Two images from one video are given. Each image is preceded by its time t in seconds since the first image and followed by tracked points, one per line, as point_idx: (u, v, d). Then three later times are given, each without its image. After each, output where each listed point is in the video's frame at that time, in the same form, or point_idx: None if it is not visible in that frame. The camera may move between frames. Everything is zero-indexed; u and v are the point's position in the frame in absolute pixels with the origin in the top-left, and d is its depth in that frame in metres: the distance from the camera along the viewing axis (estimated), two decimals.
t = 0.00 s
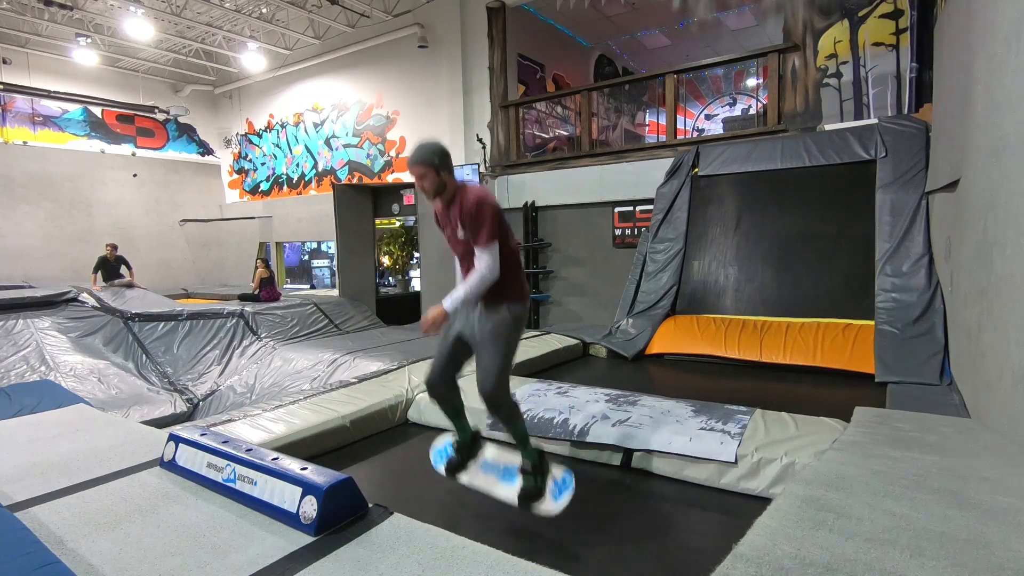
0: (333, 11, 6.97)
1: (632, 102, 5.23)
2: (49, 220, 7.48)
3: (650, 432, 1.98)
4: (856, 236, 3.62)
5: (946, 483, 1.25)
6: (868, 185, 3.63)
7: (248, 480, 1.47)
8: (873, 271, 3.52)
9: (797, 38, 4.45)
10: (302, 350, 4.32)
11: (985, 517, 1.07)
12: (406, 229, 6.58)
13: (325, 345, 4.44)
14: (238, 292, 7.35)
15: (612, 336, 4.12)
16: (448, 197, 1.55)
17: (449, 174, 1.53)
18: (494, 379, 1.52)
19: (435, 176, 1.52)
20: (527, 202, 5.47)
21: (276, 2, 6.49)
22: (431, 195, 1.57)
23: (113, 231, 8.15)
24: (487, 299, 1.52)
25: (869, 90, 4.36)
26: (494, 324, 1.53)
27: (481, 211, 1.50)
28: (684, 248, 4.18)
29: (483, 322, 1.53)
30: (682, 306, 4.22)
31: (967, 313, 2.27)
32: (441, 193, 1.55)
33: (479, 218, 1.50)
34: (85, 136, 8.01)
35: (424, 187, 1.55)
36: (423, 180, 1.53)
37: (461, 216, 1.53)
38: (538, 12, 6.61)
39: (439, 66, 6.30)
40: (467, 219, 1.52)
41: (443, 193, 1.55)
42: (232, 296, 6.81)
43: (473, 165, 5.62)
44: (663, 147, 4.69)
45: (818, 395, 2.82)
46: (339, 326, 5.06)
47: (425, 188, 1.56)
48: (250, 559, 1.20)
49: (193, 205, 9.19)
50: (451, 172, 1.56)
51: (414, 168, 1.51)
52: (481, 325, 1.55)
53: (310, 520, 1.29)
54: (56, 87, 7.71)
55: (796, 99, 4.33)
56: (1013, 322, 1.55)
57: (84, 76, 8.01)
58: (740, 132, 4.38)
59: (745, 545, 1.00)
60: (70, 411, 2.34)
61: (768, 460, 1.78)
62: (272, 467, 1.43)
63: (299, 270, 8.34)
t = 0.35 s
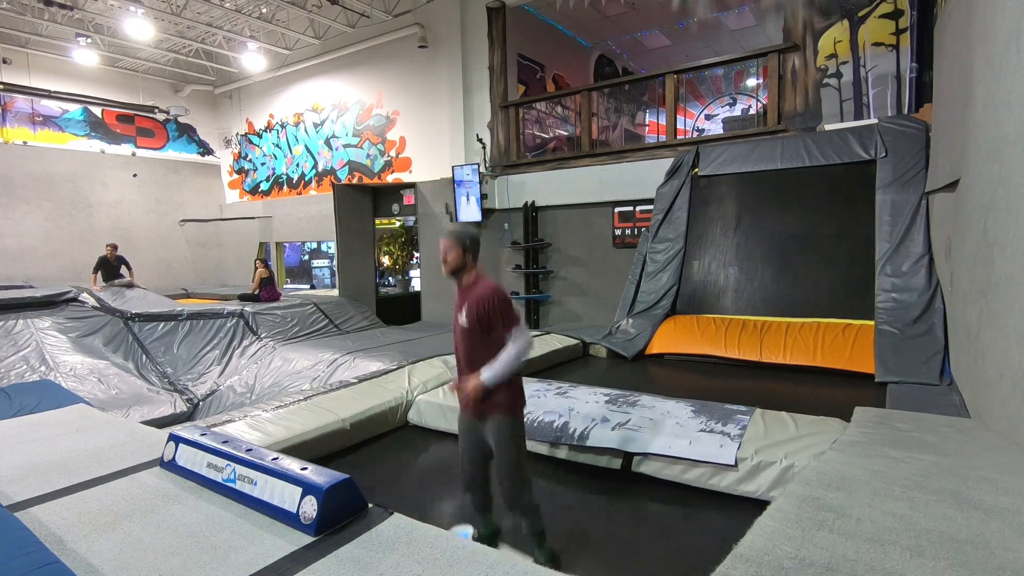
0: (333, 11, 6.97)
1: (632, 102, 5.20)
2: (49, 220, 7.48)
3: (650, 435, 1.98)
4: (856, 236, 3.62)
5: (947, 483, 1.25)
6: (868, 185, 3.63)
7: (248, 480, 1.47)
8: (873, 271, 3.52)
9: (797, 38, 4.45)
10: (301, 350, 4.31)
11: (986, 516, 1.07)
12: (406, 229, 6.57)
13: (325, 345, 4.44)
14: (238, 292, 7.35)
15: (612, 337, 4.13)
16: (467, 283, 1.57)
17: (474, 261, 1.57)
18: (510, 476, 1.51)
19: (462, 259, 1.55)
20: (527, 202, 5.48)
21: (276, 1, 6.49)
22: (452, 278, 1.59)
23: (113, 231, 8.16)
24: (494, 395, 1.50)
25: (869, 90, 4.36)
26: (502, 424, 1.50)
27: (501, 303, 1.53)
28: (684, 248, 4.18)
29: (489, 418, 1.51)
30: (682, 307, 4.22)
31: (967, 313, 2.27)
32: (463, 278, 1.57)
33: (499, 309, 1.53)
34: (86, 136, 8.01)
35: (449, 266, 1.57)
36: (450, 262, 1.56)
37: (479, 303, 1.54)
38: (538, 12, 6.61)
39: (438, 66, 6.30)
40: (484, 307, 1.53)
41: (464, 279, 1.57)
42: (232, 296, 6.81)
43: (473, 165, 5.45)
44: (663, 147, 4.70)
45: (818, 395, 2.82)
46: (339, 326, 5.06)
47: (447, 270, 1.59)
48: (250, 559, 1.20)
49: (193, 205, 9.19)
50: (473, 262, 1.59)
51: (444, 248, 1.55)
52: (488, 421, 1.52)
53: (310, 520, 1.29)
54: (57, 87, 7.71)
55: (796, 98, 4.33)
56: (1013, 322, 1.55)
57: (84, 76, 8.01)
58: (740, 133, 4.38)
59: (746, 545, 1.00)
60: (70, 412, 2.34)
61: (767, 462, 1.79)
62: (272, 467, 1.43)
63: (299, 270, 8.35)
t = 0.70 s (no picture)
0: (333, 11, 6.97)
1: (632, 102, 5.30)
2: (49, 220, 7.48)
3: (650, 432, 1.98)
4: (855, 236, 3.62)
5: (947, 484, 1.25)
6: (868, 185, 3.63)
7: (248, 480, 1.47)
8: (873, 271, 3.52)
9: (797, 38, 4.45)
10: (301, 350, 4.31)
11: (985, 517, 1.07)
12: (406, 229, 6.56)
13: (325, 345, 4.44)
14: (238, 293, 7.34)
15: (612, 336, 4.12)
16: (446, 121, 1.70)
17: (444, 99, 1.68)
18: (473, 275, 1.63)
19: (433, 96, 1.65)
20: (527, 202, 5.47)
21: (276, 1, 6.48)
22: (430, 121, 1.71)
23: (113, 231, 8.15)
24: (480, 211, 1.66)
25: (869, 90, 4.36)
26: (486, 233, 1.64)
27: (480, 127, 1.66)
28: (684, 249, 4.18)
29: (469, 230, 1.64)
30: (682, 307, 4.22)
31: (967, 313, 2.27)
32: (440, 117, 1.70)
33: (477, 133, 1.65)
34: (86, 136, 8.00)
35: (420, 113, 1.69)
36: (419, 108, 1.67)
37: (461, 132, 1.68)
38: (539, 12, 6.61)
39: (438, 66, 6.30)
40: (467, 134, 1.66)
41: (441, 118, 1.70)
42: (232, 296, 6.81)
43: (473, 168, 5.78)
44: (663, 147, 4.69)
45: (818, 395, 2.82)
46: (339, 326, 5.06)
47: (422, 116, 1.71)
48: (250, 559, 1.19)
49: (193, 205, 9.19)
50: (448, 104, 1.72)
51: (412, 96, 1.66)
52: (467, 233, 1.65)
53: (310, 520, 1.29)
54: (57, 87, 7.71)
55: (796, 98, 4.38)
56: (1013, 322, 1.55)
57: (84, 75, 8.01)
58: (740, 133, 4.38)
59: (746, 545, 1.00)
60: (70, 412, 2.34)
61: (768, 461, 1.78)
62: (272, 467, 1.43)
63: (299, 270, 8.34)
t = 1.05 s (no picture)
0: (333, 11, 6.97)
1: (632, 102, 5.29)
2: (49, 220, 7.49)
3: (649, 432, 1.98)
4: (855, 236, 3.62)
5: (947, 483, 1.25)
6: (868, 185, 3.63)
7: (248, 480, 1.47)
8: (873, 271, 3.52)
9: (796, 38, 4.46)
10: (302, 350, 4.31)
11: (985, 517, 1.07)
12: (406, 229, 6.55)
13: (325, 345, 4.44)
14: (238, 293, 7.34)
15: (612, 336, 4.13)
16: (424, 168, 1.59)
17: (422, 149, 1.59)
18: (461, 334, 1.45)
19: (408, 146, 1.56)
20: (527, 202, 5.47)
21: (276, 2, 6.48)
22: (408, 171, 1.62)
23: (113, 231, 8.15)
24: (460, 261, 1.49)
25: (869, 90, 4.36)
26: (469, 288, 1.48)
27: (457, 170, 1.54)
28: (684, 249, 4.18)
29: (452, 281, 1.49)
30: (682, 307, 4.22)
31: (967, 313, 2.27)
32: (418, 165, 1.60)
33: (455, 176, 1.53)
34: (85, 136, 8.00)
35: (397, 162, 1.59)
36: (395, 159, 1.58)
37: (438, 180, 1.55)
38: (539, 12, 6.62)
39: (438, 66, 6.29)
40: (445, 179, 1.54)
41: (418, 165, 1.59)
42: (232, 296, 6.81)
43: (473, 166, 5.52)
44: (663, 147, 4.69)
45: (818, 395, 2.82)
46: (339, 326, 5.05)
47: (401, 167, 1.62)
48: (249, 559, 1.19)
49: (193, 205, 9.19)
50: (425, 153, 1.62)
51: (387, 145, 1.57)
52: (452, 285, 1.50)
53: (310, 520, 1.29)
54: (56, 87, 7.70)
55: (796, 98, 4.33)
56: (1012, 322, 1.55)
57: (84, 75, 8.00)
58: (740, 132, 4.38)
59: (746, 545, 1.00)
60: (70, 412, 2.34)
61: (767, 460, 1.79)
62: (272, 467, 1.43)
63: (298, 269, 8.31)
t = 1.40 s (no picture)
0: (333, 11, 6.97)
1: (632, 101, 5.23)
2: (49, 220, 7.49)
3: (650, 435, 1.98)
4: (855, 236, 3.62)
5: (947, 483, 1.25)
6: (868, 185, 3.63)
7: (248, 480, 1.47)
8: (873, 272, 3.53)
9: (796, 38, 4.46)
10: (302, 349, 4.31)
11: (985, 516, 1.07)
12: (406, 229, 6.54)
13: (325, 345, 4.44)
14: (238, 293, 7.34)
15: (612, 337, 4.12)
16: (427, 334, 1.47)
17: (426, 313, 1.47)
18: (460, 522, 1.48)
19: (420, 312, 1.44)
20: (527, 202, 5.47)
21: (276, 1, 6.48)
22: (406, 330, 1.47)
23: (113, 231, 8.15)
24: (455, 455, 1.49)
25: (869, 90, 4.36)
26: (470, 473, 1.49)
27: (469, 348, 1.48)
28: (684, 249, 4.18)
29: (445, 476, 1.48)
30: (682, 307, 4.23)
31: (967, 313, 2.27)
32: (421, 327, 1.47)
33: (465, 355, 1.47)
34: (85, 136, 7.99)
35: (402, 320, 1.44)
36: (401, 317, 1.44)
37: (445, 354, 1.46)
38: (539, 12, 6.62)
39: (439, 66, 6.29)
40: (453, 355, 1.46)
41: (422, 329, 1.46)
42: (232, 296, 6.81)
43: (473, 165, 5.53)
44: (663, 147, 4.69)
45: (818, 395, 2.82)
46: (339, 327, 5.05)
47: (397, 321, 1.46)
48: (250, 559, 1.19)
49: (193, 205, 9.19)
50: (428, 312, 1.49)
51: (400, 301, 1.42)
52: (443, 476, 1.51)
53: (310, 520, 1.29)
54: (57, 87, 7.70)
55: (796, 98, 4.36)
56: (1012, 322, 1.55)
57: (84, 75, 8.00)
58: (740, 133, 4.38)
59: (746, 545, 1.00)
60: (70, 412, 2.34)
61: (767, 463, 1.79)
62: (272, 467, 1.43)
63: (298, 269, 8.30)
